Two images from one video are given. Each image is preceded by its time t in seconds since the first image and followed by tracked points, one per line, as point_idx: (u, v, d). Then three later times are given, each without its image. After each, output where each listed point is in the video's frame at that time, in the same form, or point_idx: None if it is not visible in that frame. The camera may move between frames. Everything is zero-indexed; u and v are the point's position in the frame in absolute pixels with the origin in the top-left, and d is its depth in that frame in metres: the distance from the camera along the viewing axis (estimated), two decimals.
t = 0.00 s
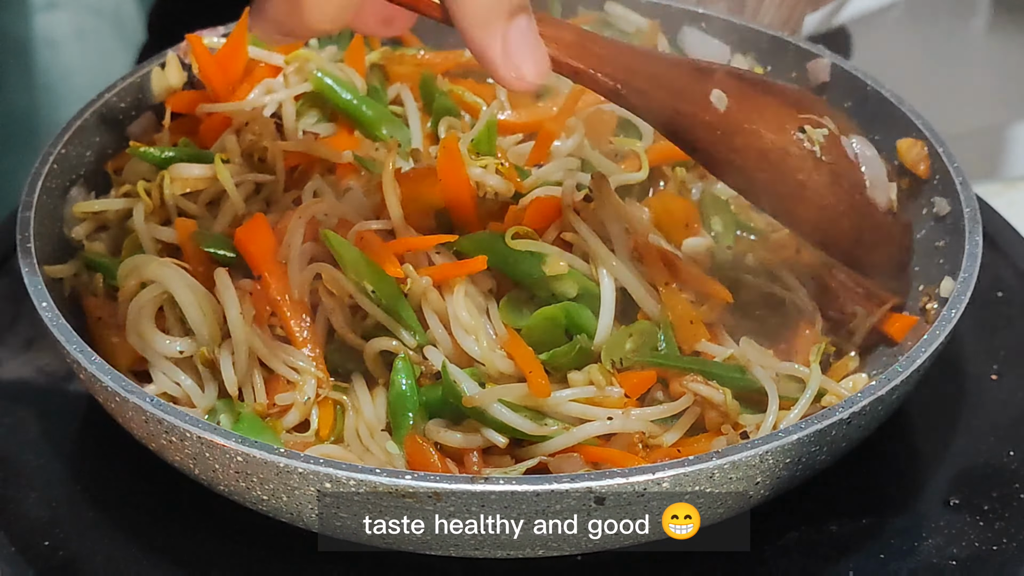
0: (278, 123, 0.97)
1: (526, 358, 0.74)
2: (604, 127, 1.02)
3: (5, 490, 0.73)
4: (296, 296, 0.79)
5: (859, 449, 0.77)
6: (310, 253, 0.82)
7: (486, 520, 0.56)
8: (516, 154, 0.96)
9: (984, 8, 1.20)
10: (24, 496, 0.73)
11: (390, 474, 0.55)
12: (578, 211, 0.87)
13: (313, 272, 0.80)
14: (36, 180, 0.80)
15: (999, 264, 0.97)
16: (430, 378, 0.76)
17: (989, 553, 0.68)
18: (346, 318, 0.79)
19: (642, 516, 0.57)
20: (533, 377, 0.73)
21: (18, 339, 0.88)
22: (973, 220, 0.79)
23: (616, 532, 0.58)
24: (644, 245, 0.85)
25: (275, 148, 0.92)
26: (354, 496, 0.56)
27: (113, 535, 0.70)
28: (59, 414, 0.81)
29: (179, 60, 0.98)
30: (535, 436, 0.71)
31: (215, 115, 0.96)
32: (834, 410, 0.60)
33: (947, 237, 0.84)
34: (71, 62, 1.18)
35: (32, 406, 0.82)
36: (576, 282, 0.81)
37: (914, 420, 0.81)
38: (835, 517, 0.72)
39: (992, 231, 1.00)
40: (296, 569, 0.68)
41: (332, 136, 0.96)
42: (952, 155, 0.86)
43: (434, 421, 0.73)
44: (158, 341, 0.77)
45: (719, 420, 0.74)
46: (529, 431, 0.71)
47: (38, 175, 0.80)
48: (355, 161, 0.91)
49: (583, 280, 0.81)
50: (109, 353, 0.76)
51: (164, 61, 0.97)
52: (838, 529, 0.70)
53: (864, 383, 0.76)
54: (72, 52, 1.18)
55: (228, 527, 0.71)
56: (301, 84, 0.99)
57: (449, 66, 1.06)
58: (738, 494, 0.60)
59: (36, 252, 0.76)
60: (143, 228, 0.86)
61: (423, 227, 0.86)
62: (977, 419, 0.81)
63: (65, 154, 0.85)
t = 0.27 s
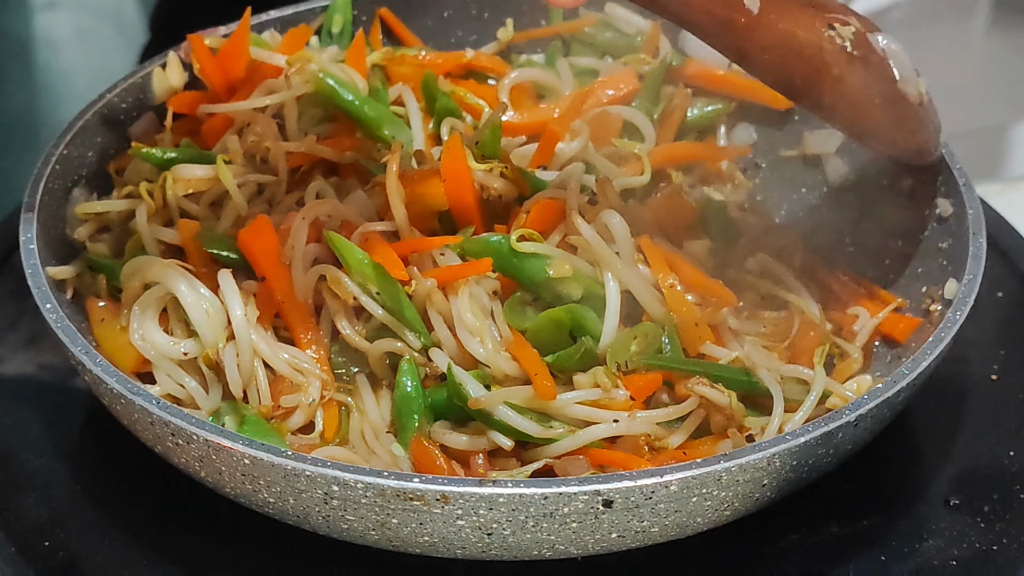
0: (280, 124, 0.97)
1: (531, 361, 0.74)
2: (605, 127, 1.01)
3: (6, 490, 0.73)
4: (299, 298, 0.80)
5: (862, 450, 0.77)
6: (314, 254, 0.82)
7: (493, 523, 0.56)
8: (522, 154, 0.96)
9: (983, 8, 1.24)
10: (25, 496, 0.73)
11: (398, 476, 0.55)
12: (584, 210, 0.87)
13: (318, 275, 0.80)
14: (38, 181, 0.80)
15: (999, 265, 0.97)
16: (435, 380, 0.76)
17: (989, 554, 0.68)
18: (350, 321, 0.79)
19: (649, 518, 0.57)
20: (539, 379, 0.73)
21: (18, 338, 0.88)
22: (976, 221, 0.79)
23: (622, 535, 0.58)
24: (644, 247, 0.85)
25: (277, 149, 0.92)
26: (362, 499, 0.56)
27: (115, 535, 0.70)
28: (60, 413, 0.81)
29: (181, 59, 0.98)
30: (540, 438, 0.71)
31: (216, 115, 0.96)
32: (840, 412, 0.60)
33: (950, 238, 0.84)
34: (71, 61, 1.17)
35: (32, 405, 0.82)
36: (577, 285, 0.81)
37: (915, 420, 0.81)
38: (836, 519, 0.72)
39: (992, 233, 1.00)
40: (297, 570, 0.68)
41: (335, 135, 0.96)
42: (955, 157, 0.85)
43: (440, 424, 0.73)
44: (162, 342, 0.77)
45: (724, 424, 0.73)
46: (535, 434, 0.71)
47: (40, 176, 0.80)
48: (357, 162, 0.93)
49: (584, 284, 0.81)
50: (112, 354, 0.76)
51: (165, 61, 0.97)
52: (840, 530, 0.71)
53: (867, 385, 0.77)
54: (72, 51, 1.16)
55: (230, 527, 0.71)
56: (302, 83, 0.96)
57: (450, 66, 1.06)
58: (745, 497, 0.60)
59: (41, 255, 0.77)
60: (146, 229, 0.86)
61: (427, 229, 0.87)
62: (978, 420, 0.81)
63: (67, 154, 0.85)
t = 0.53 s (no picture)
0: (281, 123, 0.97)
1: (535, 361, 0.75)
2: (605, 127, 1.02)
3: (7, 490, 0.73)
4: (304, 299, 0.79)
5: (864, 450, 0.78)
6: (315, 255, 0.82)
7: (500, 524, 0.56)
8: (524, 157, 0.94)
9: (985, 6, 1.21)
10: (26, 496, 0.72)
11: (406, 478, 0.55)
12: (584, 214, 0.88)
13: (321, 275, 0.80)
14: (40, 181, 0.79)
15: (999, 266, 0.97)
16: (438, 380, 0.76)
17: (990, 554, 0.68)
18: (354, 322, 0.80)
19: (656, 520, 0.57)
20: (544, 381, 0.73)
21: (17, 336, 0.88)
22: (979, 222, 0.79)
23: (629, 536, 0.58)
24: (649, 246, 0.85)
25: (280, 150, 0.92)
26: (369, 501, 0.56)
27: (117, 535, 0.69)
28: (61, 414, 0.80)
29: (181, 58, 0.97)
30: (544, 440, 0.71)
31: (220, 116, 0.96)
32: (846, 413, 0.60)
33: (951, 238, 0.85)
34: (72, 62, 1.17)
35: (33, 405, 0.81)
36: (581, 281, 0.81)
37: (917, 421, 0.81)
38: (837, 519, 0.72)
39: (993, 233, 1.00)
40: (299, 570, 0.68)
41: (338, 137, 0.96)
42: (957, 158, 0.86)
43: (444, 425, 0.73)
44: (165, 343, 0.76)
45: (729, 426, 0.73)
46: (539, 435, 0.71)
47: (42, 176, 0.80)
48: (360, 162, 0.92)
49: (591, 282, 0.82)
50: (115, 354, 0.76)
51: (166, 60, 0.96)
52: (840, 530, 0.71)
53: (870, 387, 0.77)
54: (72, 52, 1.17)
55: (232, 527, 0.71)
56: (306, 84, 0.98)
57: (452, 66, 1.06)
58: (751, 498, 0.60)
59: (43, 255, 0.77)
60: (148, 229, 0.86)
61: (430, 230, 0.87)
62: (979, 420, 0.81)
63: (69, 154, 0.85)
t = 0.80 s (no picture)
0: (281, 125, 0.97)
1: (536, 361, 0.74)
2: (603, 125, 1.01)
3: (6, 490, 0.73)
4: (305, 299, 0.79)
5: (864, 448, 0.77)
6: (315, 258, 0.82)
7: (498, 522, 0.56)
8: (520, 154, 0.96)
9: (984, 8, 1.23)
10: (24, 496, 0.73)
11: (403, 476, 0.55)
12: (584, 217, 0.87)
13: (321, 276, 0.80)
14: (41, 185, 0.80)
15: (999, 265, 0.97)
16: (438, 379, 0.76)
17: (989, 553, 0.68)
18: (353, 322, 0.80)
19: (654, 517, 0.57)
20: (544, 379, 0.73)
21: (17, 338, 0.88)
22: (978, 220, 0.79)
23: (626, 534, 0.58)
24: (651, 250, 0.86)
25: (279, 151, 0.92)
26: (366, 499, 0.56)
27: (114, 535, 0.70)
28: (61, 414, 0.81)
29: (181, 61, 0.98)
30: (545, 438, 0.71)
31: (218, 119, 0.96)
32: (845, 409, 0.60)
33: (951, 236, 0.84)
34: (71, 63, 1.17)
35: (32, 406, 0.81)
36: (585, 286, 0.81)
37: (916, 419, 0.81)
38: (835, 517, 0.72)
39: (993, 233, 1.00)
40: (296, 570, 0.68)
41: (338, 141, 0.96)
42: (956, 155, 0.85)
43: (444, 423, 0.73)
44: (165, 344, 0.77)
45: (729, 423, 0.74)
46: (539, 433, 0.71)
47: (42, 179, 0.80)
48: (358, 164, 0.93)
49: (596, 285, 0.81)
50: (115, 355, 0.76)
51: (167, 63, 0.96)
52: (838, 529, 0.70)
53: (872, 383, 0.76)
54: (72, 52, 1.17)
55: (229, 527, 0.71)
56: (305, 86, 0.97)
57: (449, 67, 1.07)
58: (749, 495, 0.60)
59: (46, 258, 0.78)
60: (149, 233, 0.86)
61: (431, 231, 0.87)
62: (978, 419, 0.81)
63: (69, 157, 0.85)
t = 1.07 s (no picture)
0: (280, 125, 0.97)
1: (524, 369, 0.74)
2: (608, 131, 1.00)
3: (6, 489, 0.73)
4: (303, 300, 0.79)
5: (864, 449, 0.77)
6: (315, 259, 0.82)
7: (498, 523, 0.56)
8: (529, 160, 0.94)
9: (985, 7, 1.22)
10: (24, 496, 0.73)
11: (403, 477, 0.55)
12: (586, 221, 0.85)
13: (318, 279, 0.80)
14: (41, 185, 0.80)
15: (1000, 266, 0.97)
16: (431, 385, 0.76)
17: (988, 553, 0.68)
18: (350, 324, 0.80)
19: (653, 518, 0.57)
20: (526, 388, 0.72)
21: (17, 338, 0.88)
22: (978, 222, 0.79)
23: (626, 534, 0.58)
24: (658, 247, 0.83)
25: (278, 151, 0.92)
26: (366, 499, 0.56)
27: (115, 535, 0.70)
28: (61, 413, 0.81)
29: (181, 60, 0.97)
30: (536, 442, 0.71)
31: (217, 118, 0.96)
32: (845, 411, 0.60)
33: (951, 237, 0.84)
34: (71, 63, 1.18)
35: (33, 405, 0.82)
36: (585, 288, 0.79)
37: (916, 420, 0.81)
38: (834, 518, 0.72)
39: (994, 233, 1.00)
40: (296, 569, 0.68)
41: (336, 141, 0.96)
42: (956, 156, 0.85)
43: (434, 428, 0.73)
44: (164, 343, 0.77)
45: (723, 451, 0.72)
46: (528, 439, 0.71)
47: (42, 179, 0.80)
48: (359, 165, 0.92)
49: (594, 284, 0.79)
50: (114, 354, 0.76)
51: (166, 63, 0.96)
52: (838, 529, 0.70)
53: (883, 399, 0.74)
54: (72, 52, 1.18)
55: (229, 527, 0.71)
56: (305, 85, 0.97)
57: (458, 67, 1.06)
58: (749, 496, 0.60)
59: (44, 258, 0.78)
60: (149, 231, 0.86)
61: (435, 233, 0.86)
62: (979, 419, 0.81)
63: (69, 156, 0.85)
